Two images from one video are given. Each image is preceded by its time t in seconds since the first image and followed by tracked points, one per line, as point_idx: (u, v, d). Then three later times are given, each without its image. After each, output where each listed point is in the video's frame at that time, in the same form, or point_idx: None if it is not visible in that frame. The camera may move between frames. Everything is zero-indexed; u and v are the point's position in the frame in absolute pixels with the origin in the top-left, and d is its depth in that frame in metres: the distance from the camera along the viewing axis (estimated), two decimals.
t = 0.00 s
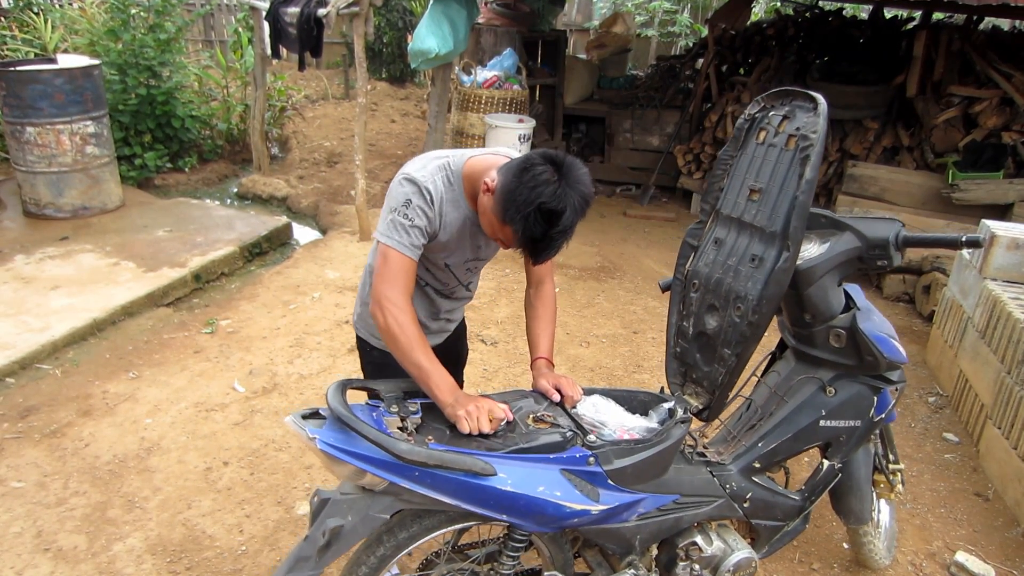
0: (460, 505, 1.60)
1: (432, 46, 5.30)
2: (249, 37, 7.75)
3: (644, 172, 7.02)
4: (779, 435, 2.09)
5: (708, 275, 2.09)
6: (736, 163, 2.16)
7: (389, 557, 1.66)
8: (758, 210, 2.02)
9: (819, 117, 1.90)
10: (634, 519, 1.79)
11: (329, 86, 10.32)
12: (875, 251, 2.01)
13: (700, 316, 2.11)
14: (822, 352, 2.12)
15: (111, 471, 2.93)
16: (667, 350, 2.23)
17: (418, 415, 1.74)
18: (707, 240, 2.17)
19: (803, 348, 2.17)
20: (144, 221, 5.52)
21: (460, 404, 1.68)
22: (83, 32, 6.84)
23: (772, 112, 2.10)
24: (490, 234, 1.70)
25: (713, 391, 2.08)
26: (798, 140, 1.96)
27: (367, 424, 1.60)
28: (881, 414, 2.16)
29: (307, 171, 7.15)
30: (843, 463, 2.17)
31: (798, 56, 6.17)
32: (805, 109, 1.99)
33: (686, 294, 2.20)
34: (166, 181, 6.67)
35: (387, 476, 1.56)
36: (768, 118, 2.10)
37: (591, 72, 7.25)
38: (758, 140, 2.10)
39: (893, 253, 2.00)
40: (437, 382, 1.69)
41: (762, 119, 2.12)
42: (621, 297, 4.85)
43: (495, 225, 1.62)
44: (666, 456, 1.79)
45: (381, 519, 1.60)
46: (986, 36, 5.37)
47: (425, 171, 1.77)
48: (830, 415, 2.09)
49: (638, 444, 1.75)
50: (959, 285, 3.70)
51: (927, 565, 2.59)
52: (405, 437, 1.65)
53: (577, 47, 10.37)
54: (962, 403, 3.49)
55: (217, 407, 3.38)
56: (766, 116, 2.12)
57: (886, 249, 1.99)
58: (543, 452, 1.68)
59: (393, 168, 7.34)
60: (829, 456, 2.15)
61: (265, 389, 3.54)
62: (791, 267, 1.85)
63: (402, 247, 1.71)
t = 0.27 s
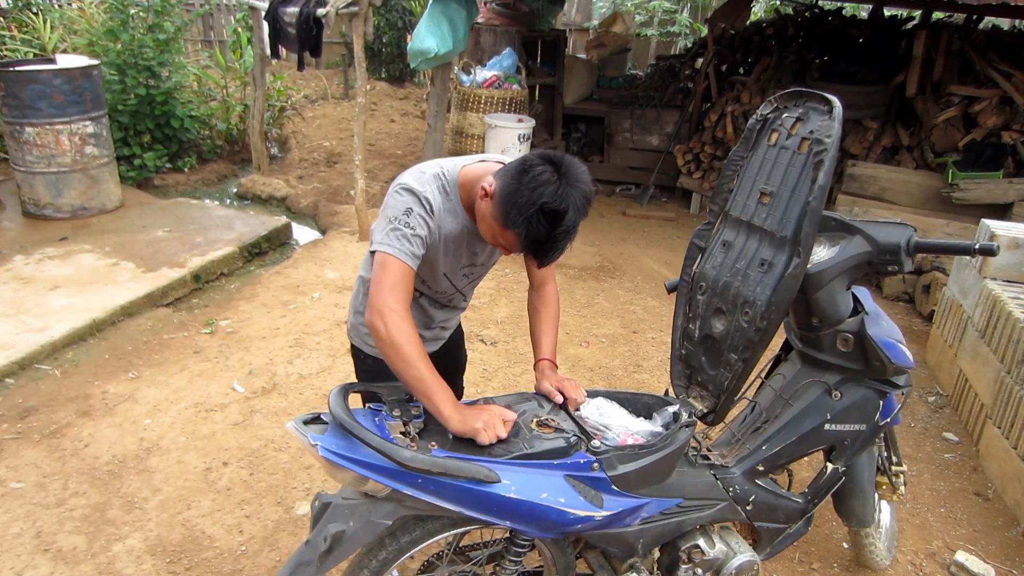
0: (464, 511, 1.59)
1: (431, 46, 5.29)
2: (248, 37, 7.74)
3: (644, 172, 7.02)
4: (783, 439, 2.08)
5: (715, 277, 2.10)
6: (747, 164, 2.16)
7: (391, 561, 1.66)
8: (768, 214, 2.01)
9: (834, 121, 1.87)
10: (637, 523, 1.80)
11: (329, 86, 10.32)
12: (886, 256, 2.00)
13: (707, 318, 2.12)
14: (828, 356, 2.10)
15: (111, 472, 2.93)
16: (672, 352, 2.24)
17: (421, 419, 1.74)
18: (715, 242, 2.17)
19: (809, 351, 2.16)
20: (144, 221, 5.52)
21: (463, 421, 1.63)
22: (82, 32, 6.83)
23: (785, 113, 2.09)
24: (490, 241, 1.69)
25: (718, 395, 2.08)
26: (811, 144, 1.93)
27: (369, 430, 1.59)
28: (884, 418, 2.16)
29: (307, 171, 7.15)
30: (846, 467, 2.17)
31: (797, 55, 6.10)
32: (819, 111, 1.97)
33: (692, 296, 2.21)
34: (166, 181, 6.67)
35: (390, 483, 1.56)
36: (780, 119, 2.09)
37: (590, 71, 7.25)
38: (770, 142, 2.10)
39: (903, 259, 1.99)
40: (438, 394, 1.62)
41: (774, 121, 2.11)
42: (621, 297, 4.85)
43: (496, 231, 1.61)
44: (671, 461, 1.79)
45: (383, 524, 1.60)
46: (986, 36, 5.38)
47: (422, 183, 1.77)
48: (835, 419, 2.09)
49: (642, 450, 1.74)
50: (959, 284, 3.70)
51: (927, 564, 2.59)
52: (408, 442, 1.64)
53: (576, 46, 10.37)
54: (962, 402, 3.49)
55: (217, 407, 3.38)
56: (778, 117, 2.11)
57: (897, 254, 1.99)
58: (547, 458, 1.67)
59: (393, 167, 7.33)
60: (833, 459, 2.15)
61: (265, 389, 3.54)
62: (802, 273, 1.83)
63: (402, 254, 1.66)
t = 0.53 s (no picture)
0: (457, 501, 1.59)
1: (430, 45, 5.29)
2: (246, 36, 7.73)
3: (643, 172, 7.02)
4: (776, 433, 2.09)
5: (705, 273, 2.11)
6: (734, 161, 2.16)
7: (386, 555, 1.66)
8: (755, 208, 2.02)
9: (815, 114, 1.88)
10: (632, 517, 1.79)
11: (328, 86, 10.32)
12: (873, 248, 1.98)
13: (698, 314, 2.12)
14: (819, 351, 2.12)
15: (110, 472, 2.93)
16: (664, 349, 2.24)
17: (416, 413, 1.75)
18: (704, 238, 2.17)
19: (800, 346, 2.17)
20: (143, 221, 5.52)
21: (481, 419, 1.62)
22: (80, 32, 6.82)
23: (769, 110, 2.10)
24: (526, 223, 1.72)
25: (710, 388, 2.06)
26: (795, 138, 1.94)
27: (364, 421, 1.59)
28: (879, 412, 2.14)
29: (306, 171, 7.15)
30: (840, 461, 2.16)
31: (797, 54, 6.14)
32: (802, 105, 1.98)
33: (683, 292, 2.21)
34: (165, 181, 6.67)
35: (384, 473, 1.56)
36: (765, 116, 2.10)
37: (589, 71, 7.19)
38: (756, 138, 2.10)
39: (890, 250, 1.96)
40: (457, 392, 1.59)
41: (759, 118, 2.13)
42: (620, 297, 4.84)
43: (543, 208, 1.65)
44: (664, 454, 1.79)
45: (377, 515, 1.60)
46: (986, 35, 5.39)
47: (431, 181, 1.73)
48: (828, 413, 2.09)
49: (635, 441, 1.74)
50: (959, 283, 3.70)
51: (927, 563, 2.59)
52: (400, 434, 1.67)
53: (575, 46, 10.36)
54: (962, 401, 3.49)
55: (217, 407, 3.37)
56: (763, 114, 2.12)
57: (883, 246, 1.96)
58: (541, 448, 1.68)
59: (392, 167, 7.33)
60: (827, 454, 2.14)
61: (265, 389, 3.54)
62: (788, 265, 1.81)
63: (424, 248, 1.59)
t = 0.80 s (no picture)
0: (446, 484, 1.59)
1: (430, 44, 5.29)
2: (246, 36, 7.73)
3: (643, 171, 7.02)
4: (765, 424, 2.09)
5: (686, 266, 2.09)
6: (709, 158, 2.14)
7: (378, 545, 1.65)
8: (730, 199, 2.00)
9: (782, 106, 1.91)
10: (622, 505, 1.79)
11: (327, 85, 10.32)
12: (846, 236, 2.00)
13: (681, 306, 2.10)
14: (802, 340, 2.12)
15: (110, 472, 2.93)
16: (651, 343, 2.22)
17: (406, 402, 1.73)
18: (685, 233, 2.15)
19: (784, 337, 2.17)
20: (143, 222, 5.52)
21: (480, 394, 1.63)
22: (79, 32, 6.82)
23: (740, 106, 2.09)
24: (543, 190, 1.80)
25: (695, 377, 2.06)
26: (765, 130, 1.95)
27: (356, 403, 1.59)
28: (865, 400, 2.15)
29: (305, 171, 7.15)
30: (830, 451, 2.17)
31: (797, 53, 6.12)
32: (771, 99, 1.98)
33: (667, 286, 2.19)
34: (164, 181, 6.67)
35: (374, 454, 1.56)
36: (737, 112, 2.09)
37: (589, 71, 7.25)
38: (728, 134, 2.09)
39: (863, 236, 1.98)
40: (461, 364, 1.59)
41: (731, 114, 2.11)
42: (620, 296, 4.84)
43: (563, 168, 1.74)
44: (651, 442, 1.80)
45: (370, 499, 1.60)
46: (986, 33, 5.40)
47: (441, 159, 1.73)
48: (814, 403, 2.09)
49: (621, 427, 1.77)
50: (959, 282, 3.70)
51: (927, 562, 2.59)
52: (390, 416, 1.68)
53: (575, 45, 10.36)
54: (961, 400, 3.49)
55: (216, 407, 3.37)
56: (735, 110, 2.11)
57: (856, 232, 1.98)
58: (528, 432, 1.69)
59: (392, 167, 7.33)
60: (816, 443, 2.15)
61: (265, 388, 3.53)
62: (762, 250, 1.86)
63: (438, 220, 1.59)
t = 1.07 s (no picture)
0: (428, 452, 1.62)
1: (429, 44, 5.29)
2: (245, 36, 7.73)
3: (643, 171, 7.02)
4: (746, 409, 2.09)
5: (657, 257, 2.06)
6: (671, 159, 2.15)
7: (366, 528, 1.66)
8: (691, 190, 2.00)
9: (730, 99, 1.95)
10: (605, 482, 1.80)
11: (327, 84, 10.31)
12: (802, 220, 2.01)
13: (654, 296, 2.06)
14: (773, 325, 2.13)
15: (110, 471, 2.93)
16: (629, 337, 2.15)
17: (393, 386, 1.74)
18: (655, 228, 2.13)
19: (756, 324, 2.18)
20: (143, 221, 5.52)
21: (450, 367, 1.64)
22: (79, 31, 6.82)
23: (696, 107, 2.12)
24: (533, 176, 1.80)
25: (671, 361, 1.98)
26: (716, 125, 1.97)
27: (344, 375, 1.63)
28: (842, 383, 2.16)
29: (305, 170, 7.15)
30: (811, 434, 2.17)
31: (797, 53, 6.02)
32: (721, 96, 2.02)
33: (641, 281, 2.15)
34: (165, 180, 6.69)
35: (359, 423, 1.59)
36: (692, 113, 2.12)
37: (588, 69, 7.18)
38: (687, 134, 2.11)
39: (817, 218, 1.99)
40: (431, 337, 1.63)
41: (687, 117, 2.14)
42: (620, 295, 4.84)
43: (551, 152, 1.74)
44: (630, 420, 1.82)
45: (357, 470, 1.62)
46: (986, 32, 5.41)
47: (434, 138, 1.74)
48: (791, 385, 2.11)
49: (598, 404, 1.78)
50: (959, 281, 3.70)
51: (927, 561, 2.59)
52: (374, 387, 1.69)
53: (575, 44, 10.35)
54: (961, 399, 3.49)
55: (216, 407, 3.37)
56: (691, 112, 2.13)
57: (810, 215, 1.99)
58: (507, 406, 1.72)
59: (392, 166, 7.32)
60: (797, 427, 2.16)
61: (265, 388, 3.53)
62: (721, 229, 1.85)
63: (418, 201, 1.62)
